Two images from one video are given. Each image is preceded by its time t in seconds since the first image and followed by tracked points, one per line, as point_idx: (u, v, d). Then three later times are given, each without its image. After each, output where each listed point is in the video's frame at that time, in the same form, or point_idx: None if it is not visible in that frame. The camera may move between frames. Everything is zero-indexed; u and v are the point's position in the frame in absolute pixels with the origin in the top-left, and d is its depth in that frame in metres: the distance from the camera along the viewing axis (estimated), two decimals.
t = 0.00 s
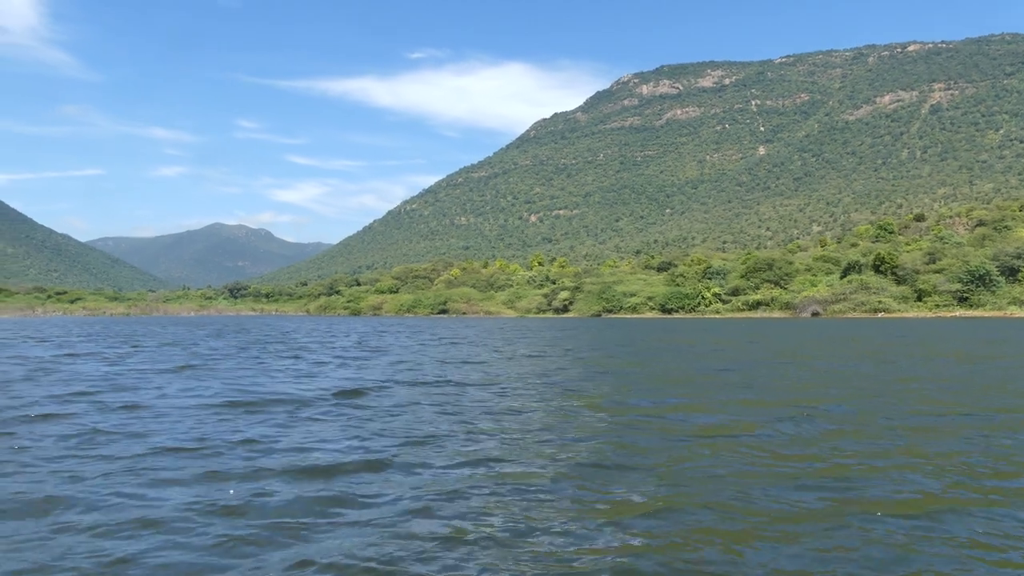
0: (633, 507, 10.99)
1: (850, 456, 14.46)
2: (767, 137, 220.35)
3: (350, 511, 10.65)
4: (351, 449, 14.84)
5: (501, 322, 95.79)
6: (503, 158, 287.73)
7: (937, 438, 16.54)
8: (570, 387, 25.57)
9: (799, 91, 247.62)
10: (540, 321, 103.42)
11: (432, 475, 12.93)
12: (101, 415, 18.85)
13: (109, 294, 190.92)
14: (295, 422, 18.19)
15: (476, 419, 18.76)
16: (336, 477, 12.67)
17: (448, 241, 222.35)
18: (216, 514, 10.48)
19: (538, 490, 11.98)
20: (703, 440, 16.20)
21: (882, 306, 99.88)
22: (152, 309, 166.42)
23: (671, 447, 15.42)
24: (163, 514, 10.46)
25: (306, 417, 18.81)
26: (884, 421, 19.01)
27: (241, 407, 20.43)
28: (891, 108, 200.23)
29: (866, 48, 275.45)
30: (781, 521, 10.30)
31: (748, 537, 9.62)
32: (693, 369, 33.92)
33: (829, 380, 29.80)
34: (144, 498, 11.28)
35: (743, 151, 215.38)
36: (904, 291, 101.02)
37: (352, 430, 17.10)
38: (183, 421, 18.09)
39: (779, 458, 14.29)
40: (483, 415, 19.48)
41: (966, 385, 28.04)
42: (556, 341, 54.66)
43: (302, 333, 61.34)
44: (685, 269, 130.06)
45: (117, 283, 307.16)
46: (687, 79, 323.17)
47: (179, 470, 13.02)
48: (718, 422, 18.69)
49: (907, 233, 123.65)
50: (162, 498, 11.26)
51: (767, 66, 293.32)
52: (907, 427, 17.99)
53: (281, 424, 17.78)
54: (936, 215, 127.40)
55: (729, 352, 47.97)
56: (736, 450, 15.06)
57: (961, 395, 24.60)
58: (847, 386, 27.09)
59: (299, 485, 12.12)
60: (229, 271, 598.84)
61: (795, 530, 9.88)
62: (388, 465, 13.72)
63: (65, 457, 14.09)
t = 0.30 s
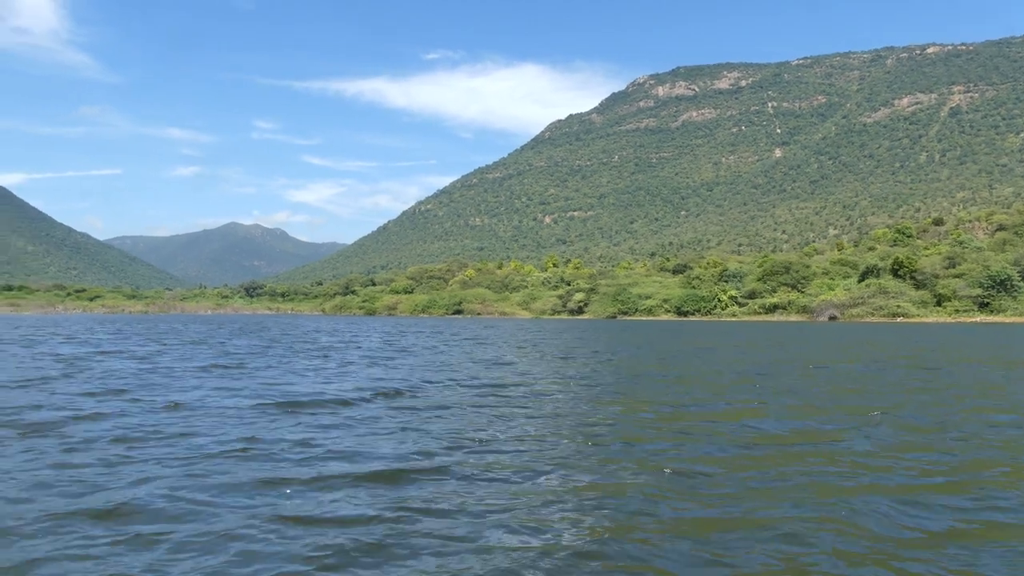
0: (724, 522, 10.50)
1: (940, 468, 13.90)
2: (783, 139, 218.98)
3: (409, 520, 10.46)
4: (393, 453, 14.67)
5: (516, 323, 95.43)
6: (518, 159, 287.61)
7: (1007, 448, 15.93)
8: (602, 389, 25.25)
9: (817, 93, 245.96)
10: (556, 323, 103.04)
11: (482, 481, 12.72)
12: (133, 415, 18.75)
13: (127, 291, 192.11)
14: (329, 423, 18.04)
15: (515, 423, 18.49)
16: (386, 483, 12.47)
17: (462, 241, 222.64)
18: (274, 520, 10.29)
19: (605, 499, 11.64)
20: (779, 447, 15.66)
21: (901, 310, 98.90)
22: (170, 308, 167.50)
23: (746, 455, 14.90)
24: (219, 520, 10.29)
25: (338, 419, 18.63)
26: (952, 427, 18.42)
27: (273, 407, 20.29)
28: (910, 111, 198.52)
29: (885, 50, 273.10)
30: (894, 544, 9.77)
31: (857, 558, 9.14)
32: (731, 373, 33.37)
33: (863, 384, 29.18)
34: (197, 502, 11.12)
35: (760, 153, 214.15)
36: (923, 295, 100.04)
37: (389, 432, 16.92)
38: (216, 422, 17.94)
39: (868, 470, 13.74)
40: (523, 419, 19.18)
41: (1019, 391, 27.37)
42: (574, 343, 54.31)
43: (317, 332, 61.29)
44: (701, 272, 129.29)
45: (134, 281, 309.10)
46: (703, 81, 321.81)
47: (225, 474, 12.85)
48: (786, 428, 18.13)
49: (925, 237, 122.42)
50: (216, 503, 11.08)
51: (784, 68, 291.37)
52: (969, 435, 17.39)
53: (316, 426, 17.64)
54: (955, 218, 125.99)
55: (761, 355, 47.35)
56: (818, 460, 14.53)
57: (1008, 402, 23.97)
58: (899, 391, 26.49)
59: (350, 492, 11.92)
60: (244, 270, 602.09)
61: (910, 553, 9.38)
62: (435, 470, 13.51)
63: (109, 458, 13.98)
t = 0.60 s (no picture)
0: (808, 545, 9.90)
1: None
2: (803, 145, 217.29)
3: (464, 529, 10.13)
4: (435, 457, 14.36)
5: (531, 324, 95.08)
6: (536, 160, 287.18)
7: None
8: (636, 395, 24.80)
9: (838, 100, 243.97)
10: (572, 324, 102.63)
11: (529, 489, 12.38)
12: (165, 408, 18.56)
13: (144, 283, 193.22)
14: (362, 423, 17.80)
15: (554, 428, 18.05)
16: (433, 489, 12.14)
17: (478, 240, 222.53)
18: (327, 526, 10.04)
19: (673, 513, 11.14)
20: (854, 463, 15.02)
21: (920, 320, 97.83)
22: (187, 300, 168.40)
23: (823, 471, 14.27)
24: (272, 523, 10.04)
25: (369, 418, 18.36)
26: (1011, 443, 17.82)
27: (304, 404, 20.06)
28: (932, 119, 196.44)
29: (909, 58, 270.37)
30: (1010, 574, 9.11)
31: None
32: (763, 380, 32.70)
33: (898, 394, 28.53)
34: (247, 503, 10.87)
35: (779, 159, 212.55)
36: (943, 305, 98.83)
37: (425, 434, 16.63)
38: (249, 418, 17.71)
39: (956, 489, 13.04)
40: (562, 424, 18.70)
41: None
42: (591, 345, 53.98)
43: (332, 328, 61.22)
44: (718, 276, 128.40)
45: (152, 272, 311.35)
46: (724, 86, 319.93)
47: (268, 474, 12.62)
48: (853, 441, 17.44)
49: (945, 247, 121.00)
50: (265, 505, 10.83)
51: (805, 74, 289.11)
52: None
53: (350, 426, 17.37)
54: (977, 229, 124.45)
55: (789, 363, 46.66)
56: (899, 478, 13.85)
57: None
58: (947, 403, 25.72)
59: (399, 499, 11.61)
60: (261, 264, 604.74)
61: None
62: (479, 475, 13.22)
63: (149, 455, 13.77)
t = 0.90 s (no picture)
0: (886, 550, 9.35)
1: None
2: (822, 137, 215.01)
3: (511, 532, 9.67)
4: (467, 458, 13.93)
5: (552, 322, 94.60)
6: (552, 159, 286.49)
7: None
8: (677, 392, 24.07)
9: (856, 90, 241.06)
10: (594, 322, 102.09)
11: (572, 490, 11.94)
12: (192, 413, 18.36)
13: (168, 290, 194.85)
14: (387, 425, 17.41)
15: (588, 429, 17.55)
16: (467, 490, 11.72)
17: (496, 241, 222.42)
18: (361, 528, 9.63)
19: (726, 517, 10.59)
20: (923, 460, 14.55)
21: (946, 310, 96.40)
22: (211, 306, 169.66)
23: (891, 470, 13.82)
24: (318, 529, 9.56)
25: (396, 419, 18.09)
26: None
27: (329, 408, 19.74)
28: (953, 107, 193.58)
29: (928, 46, 266.49)
30: None
31: None
32: (800, 375, 31.81)
33: (944, 386, 27.60)
34: (276, 505, 10.51)
35: (797, 151, 210.51)
36: (970, 295, 97.23)
37: (455, 435, 16.21)
38: (275, 421, 17.41)
39: None
40: (596, 424, 18.18)
41: None
42: (613, 342, 53.36)
43: (352, 331, 61.12)
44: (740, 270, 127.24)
45: (175, 280, 314.36)
46: (740, 79, 317.28)
47: (295, 476, 12.27)
48: (910, 438, 16.98)
49: (970, 236, 119.02)
50: (295, 506, 10.47)
51: (822, 65, 285.90)
52: None
53: (376, 428, 16.99)
54: (1002, 217, 122.35)
55: (816, 356, 45.89)
56: (987, 480, 13.19)
57: None
58: (1001, 396, 24.83)
59: (433, 500, 11.18)
60: (280, 270, 608.49)
61: None
62: (514, 476, 12.75)
63: (175, 458, 13.48)
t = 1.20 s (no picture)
0: (1018, 570, 8.41)
1: None
2: (844, 134, 212.68)
3: (577, 540, 9.29)
4: (504, 463, 13.39)
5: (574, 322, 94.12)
6: (571, 158, 285.61)
7: None
8: (720, 393, 23.43)
9: (878, 86, 238.19)
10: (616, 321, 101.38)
11: (629, 493, 11.52)
12: (224, 416, 18.10)
13: (191, 292, 196.30)
14: (417, 429, 16.94)
15: (633, 431, 16.76)
16: (507, 497, 11.17)
17: (516, 241, 222.13)
18: (399, 540, 9.09)
19: (808, 529, 9.77)
20: (1021, 461, 13.63)
21: (974, 308, 94.85)
22: (234, 308, 170.77)
23: (969, 469, 13.21)
24: (374, 536, 9.23)
25: (432, 422, 17.77)
26: None
27: (358, 411, 19.39)
28: (978, 102, 190.76)
29: (951, 40, 262.74)
30: None
31: None
32: (838, 374, 31.14)
33: (993, 385, 26.84)
34: (309, 516, 9.98)
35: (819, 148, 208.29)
36: (999, 292, 95.58)
37: (489, 439, 15.69)
38: (304, 425, 17.06)
39: None
40: (642, 426, 17.34)
41: None
42: (637, 341, 52.85)
43: (374, 332, 61.05)
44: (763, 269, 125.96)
45: (198, 282, 317.29)
46: (760, 76, 314.63)
47: (326, 483, 11.79)
48: (984, 435, 16.15)
49: (998, 232, 117.17)
50: (331, 516, 9.94)
51: (844, 61, 282.82)
52: None
53: (405, 432, 16.52)
54: None
55: (846, 354, 44.88)
56: None
57: None
58: None
59: (475, 508, 10.62)
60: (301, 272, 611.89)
61: None
62: (562, 480, 12.31)
63: (204, 464, 13.08)
